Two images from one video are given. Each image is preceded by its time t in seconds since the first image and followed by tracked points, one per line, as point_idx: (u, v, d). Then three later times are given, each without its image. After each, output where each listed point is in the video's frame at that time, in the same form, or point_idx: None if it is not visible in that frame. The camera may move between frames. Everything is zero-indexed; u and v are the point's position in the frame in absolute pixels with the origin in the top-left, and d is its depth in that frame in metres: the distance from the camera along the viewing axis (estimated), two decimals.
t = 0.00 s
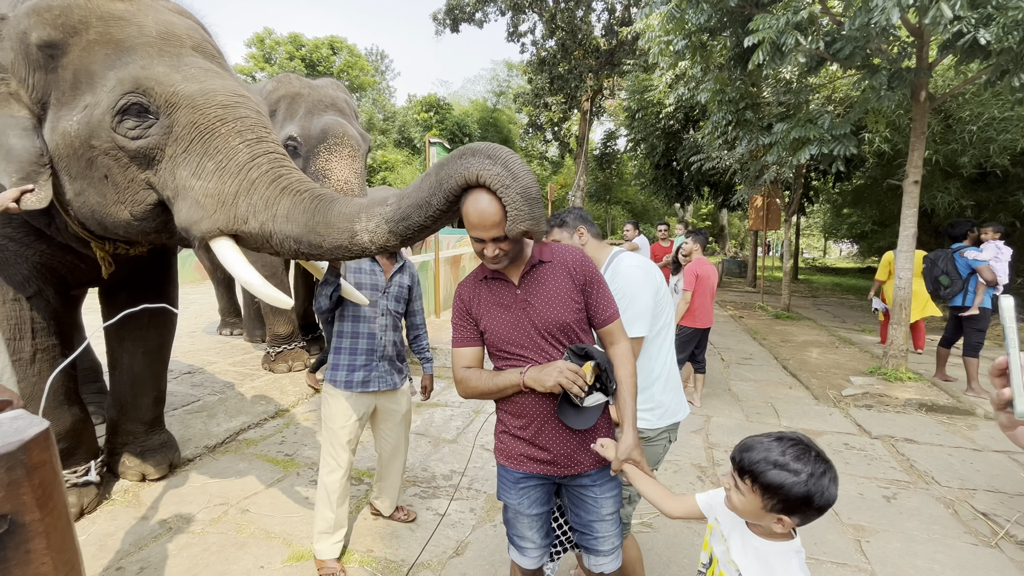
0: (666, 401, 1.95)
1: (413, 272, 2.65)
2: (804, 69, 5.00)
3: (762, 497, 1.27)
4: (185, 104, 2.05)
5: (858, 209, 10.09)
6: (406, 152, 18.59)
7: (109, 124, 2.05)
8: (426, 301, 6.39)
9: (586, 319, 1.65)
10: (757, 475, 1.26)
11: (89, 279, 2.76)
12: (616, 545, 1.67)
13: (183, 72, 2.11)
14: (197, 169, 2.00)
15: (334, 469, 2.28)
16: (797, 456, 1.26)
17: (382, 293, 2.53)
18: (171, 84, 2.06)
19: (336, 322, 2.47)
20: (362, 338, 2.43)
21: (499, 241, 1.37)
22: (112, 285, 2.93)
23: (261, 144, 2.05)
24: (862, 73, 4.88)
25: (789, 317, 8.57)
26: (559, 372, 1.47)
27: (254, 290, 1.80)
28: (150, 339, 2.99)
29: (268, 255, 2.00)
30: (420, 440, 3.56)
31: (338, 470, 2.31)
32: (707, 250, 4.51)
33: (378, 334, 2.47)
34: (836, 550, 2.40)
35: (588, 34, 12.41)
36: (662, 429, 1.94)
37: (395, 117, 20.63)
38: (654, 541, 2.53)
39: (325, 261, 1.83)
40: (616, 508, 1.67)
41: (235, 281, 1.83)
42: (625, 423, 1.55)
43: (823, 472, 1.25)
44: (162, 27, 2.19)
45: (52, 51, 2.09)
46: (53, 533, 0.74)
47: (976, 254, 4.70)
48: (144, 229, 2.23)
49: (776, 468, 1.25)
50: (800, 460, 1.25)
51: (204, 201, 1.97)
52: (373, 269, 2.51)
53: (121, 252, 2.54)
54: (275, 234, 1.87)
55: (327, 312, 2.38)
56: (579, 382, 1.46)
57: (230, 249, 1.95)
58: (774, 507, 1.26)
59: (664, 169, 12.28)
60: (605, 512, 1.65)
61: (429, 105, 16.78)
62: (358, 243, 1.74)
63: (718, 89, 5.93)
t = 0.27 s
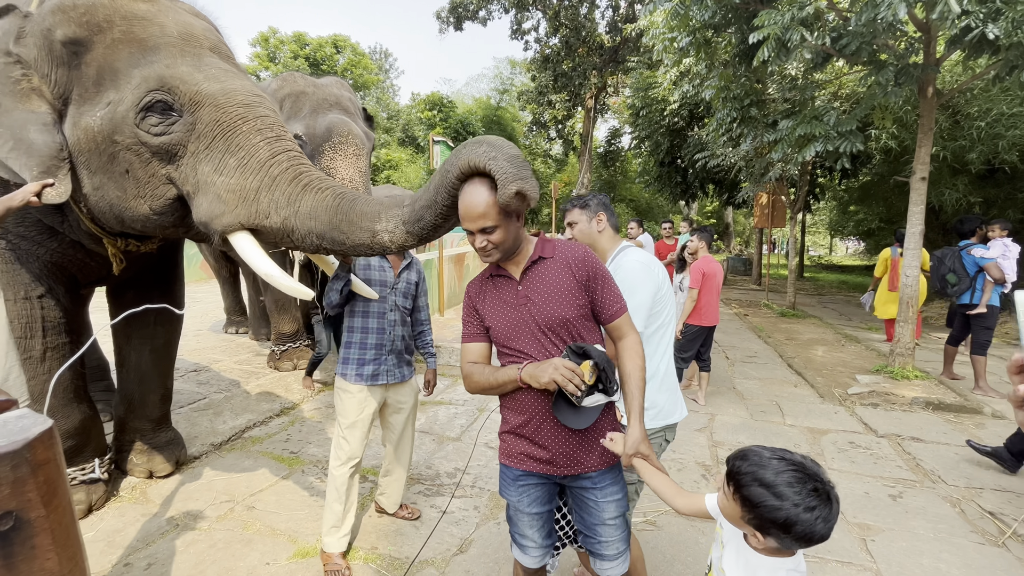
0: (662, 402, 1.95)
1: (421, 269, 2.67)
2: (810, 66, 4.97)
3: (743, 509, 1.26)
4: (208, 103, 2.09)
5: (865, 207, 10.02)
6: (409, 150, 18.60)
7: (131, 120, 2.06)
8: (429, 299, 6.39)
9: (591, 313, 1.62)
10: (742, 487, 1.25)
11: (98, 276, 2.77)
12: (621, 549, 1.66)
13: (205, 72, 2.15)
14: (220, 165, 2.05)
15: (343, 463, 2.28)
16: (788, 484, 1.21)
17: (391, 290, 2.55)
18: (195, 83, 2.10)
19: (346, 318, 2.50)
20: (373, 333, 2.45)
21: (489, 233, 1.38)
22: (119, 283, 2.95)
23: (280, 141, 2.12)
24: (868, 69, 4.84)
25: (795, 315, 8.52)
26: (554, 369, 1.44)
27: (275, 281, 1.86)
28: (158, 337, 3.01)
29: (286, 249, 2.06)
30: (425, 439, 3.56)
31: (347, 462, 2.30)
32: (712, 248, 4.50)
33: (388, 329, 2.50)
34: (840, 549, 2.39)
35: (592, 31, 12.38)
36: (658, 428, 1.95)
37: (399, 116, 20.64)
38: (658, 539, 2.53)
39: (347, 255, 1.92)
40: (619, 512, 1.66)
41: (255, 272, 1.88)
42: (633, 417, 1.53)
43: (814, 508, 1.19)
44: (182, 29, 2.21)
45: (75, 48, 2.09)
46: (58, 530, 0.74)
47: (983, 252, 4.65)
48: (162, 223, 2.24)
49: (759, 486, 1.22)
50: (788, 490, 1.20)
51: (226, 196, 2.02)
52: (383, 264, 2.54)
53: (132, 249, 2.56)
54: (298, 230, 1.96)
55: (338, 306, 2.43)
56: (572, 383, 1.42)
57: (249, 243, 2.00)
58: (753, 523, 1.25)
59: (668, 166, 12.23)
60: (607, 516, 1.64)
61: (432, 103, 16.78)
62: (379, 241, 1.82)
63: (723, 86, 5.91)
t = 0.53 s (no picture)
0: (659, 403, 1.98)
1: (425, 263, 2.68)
2: (814, 62, 4.94)
3: (742, 515, 1.25)
4: (222, 103, 2.10)
5: (870, 204, 9.96)
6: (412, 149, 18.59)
7: (145, 118, 2.05)
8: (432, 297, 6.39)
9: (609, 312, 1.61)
10: (739, 489, 1.24)
11: (105, 275, 2.77)
12: (634, 555, 1.64)
13: (218, 74, 2.16)
14: (232, 165, 2.05)
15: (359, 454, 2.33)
16: (786, 487, 1.19)
17: (399, 286, 2.57)
18: (209, 84, 2.11)
19: (352, 315, 2.51)
20: (382, 330, 2.47)
21: (491, 234, 1.47)
22: (125, 282, 2.95)
23: (291, 143, 2.15)
24: (873, 65, 4.81)
25: (799, 313, 8.48)
26: (561, 371, 1.43)
27: (284, 279, 1.90)
28: (162, 335, 3.02)
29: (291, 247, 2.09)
30: (428, 437, 3.56)
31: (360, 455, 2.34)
32: (715, 246, 4.49)
33: (396, 325, 2.52)
34: (844, 547, 2.38)
35: (595, 28, 12.34)
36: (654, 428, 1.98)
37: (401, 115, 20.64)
38: (661, 538, 2.52)
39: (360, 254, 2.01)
40: (631, 519, 1.62)
41: (263, 270, 1.92)
42: (661, 413, 1.49)
43: (812, 513, 1.17)
44: (195, 31, 2.23)
45: (91, 47, 2.10)
46: (56, 528, 0.75)
47: (988, 249, 4.60)
48: (169, 221, 2.22)
49: (756, 491, 1.21)
50: (785, 494, 1.18)
51: (237, 193, 2.03)
52: (390, 263, 2.54)
53: (137, 248, 2.55)
54: (309, 228, 2.01)
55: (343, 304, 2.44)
56: (577, 390, 1.40)
57: (258, 241, 2.01)
58: (753, 529, 1.23)
59: (672, 164, 12.19)
60: (618, 522, 1.61)
61: (435, 102, 16.77)
62: (396, 244, 1.95)
63: (727, 83, 5.89)
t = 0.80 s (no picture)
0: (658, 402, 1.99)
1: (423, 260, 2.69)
2: (818, 59, 4.91)
3: (750, 511, 1.24)
4: (225, 104, 2.10)
5: (874, 202, 9.92)
6: (414, 147, 18.59)
7: (148, 118, 2.05)
8: (434, 296, 6.39)
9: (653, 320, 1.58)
10: (749, 484, 1.23)
11: (108, 274, 2.78)
12: (664, 563, 1.61)
13: (221, 74, 2.16)
14: (235, 165, 2.05)
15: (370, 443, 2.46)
16: (795, 483, 1.18)
17: (398, 283, 2.57)
18: (212, 85, 2.11)
19: (354, 313, 2.52)
20: (382, 327, 2.48)
21: (521, 245, 1.47)
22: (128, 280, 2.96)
23: (295, 143, 2.15)
24: (876, 62, 4.78)
25: (802, 311, 8.46)
26: (599, 385, 1.41)
27: (284, 279, 1.89)
28: (165, 333, 3.03)
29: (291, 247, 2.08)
30: (429, 435, 3.56)
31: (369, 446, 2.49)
32: (718, 244, 4.47)
33: (397, 322, 2.52)
34: (846, 546, 2.37)
35: (598, 26, 12.30)
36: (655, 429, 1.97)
37: (403, 112, 20.62)
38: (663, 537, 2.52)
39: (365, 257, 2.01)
40: (664, 526, 1.60)
41: (264, 269, 1.90)
42: (712, 429, 1.48)
43: (821, 510, 1.15)
44: (198, 31, 2.22)
45: (95, 46, 2.10)
46: (33, 534, 0.74)
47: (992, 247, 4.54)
48: (171, 220, 2.22)
49: (764, 485, 1.20)
50: (795, 489, 1.17)
51: (241, 193, 2.03)
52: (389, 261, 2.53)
53: (140, 247, 2.55)
54: (313, 228, 2.01)
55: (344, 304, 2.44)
56: (615, 406, 1.39)
57: (257, 240, 2.01)
58: (760, 525, 1.22)
59: (674, 162, 12.15)
60: (650, 528, 1.60)
61: (437, 100, 16.74)
62: (404, 245, 1.95)
63: (729, 80, 5.87)
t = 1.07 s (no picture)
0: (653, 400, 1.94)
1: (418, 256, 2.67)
2: (819, 56, 4.88)
3: (770, 508, 1.16)
4: (220, 100, 2.08)
5: (875, 199, 9.88)
6: (415, 144, 18.56)
7: (142, 113, 2.03)
8: (434, 293, 6.38)
9: (697, 334, 1.49)
10: (764, 482, 1.16)
11: (104, 271, 2.77)
12: (684, 567, 1.58)
13: (217, 70, 2.14)
14: (230, 161, 2.03)
15: (362, 440, 2.47)
16: (814, 471, 1.12)
17: (391, 280, 2.55)
18: (207, 81, 2.09)
19: (347, 311, 2.52)
20: (376, 325, 2.48)
21: (551, 248, 1.41)
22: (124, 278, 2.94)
23: (291, 140, 2.13)
24: (878, 58, 4.75)
25: (802, 309, 8.43)
26: (636, 403, 1.37)
27: (279, 277, 1.87)
28: (162, 331, 3.02)
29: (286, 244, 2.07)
30: (427, 433, 3.56)
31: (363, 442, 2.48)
32: (718, 242, 4.46)
33: (390, 319, 2.52)
34: (845, 546, 2.36)
35: (598, 23, 12.25)
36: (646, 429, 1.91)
37: (404, 110, 20.58)
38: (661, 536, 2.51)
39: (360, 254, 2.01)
40: (692, 534, 1.56)
41: (258, 266, 1.88)
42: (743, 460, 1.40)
43: (842, 494, 1.10)
44: (193, 26, 2.21)
45: (89, 41, 2.09)
46: None
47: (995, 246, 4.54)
48: (166, 216, 2.20)
49: (783, 479, 1.13)
50: (816, 478, 1.11)
51: (235, 190, 2.01)
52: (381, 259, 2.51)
53: (136, 244, 2.54)
54: (307, 223, 1.99)
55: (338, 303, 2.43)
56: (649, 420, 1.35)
57: (252, 238, 1.99)
58: (784, 523, 1.14)
59: (675, 159, 12.12)
60: (678, 534, 1.56)
61: (437, 97, 16.71)
62: (401, 243, 1.95)
63: (730, 77, 5.84)
